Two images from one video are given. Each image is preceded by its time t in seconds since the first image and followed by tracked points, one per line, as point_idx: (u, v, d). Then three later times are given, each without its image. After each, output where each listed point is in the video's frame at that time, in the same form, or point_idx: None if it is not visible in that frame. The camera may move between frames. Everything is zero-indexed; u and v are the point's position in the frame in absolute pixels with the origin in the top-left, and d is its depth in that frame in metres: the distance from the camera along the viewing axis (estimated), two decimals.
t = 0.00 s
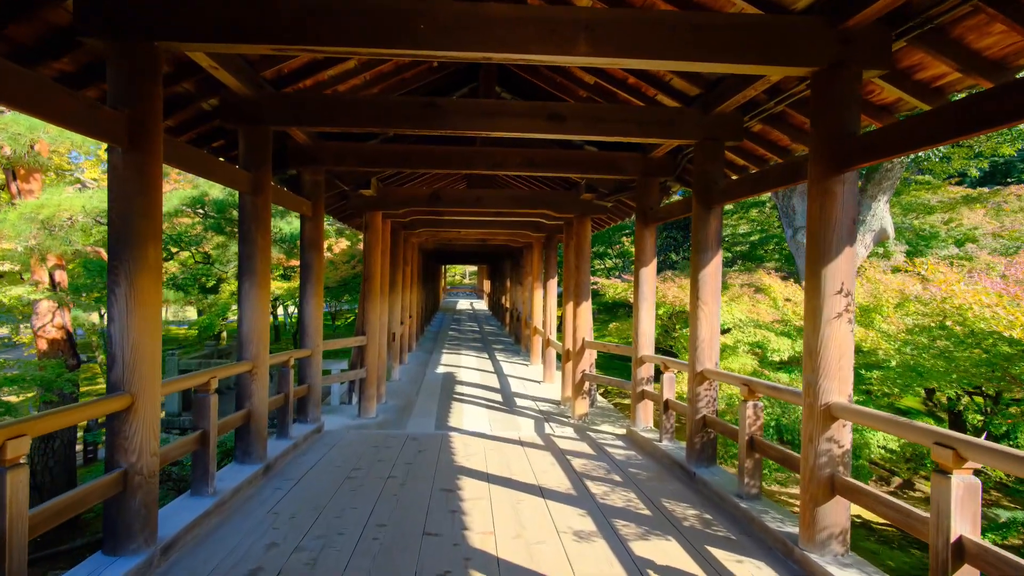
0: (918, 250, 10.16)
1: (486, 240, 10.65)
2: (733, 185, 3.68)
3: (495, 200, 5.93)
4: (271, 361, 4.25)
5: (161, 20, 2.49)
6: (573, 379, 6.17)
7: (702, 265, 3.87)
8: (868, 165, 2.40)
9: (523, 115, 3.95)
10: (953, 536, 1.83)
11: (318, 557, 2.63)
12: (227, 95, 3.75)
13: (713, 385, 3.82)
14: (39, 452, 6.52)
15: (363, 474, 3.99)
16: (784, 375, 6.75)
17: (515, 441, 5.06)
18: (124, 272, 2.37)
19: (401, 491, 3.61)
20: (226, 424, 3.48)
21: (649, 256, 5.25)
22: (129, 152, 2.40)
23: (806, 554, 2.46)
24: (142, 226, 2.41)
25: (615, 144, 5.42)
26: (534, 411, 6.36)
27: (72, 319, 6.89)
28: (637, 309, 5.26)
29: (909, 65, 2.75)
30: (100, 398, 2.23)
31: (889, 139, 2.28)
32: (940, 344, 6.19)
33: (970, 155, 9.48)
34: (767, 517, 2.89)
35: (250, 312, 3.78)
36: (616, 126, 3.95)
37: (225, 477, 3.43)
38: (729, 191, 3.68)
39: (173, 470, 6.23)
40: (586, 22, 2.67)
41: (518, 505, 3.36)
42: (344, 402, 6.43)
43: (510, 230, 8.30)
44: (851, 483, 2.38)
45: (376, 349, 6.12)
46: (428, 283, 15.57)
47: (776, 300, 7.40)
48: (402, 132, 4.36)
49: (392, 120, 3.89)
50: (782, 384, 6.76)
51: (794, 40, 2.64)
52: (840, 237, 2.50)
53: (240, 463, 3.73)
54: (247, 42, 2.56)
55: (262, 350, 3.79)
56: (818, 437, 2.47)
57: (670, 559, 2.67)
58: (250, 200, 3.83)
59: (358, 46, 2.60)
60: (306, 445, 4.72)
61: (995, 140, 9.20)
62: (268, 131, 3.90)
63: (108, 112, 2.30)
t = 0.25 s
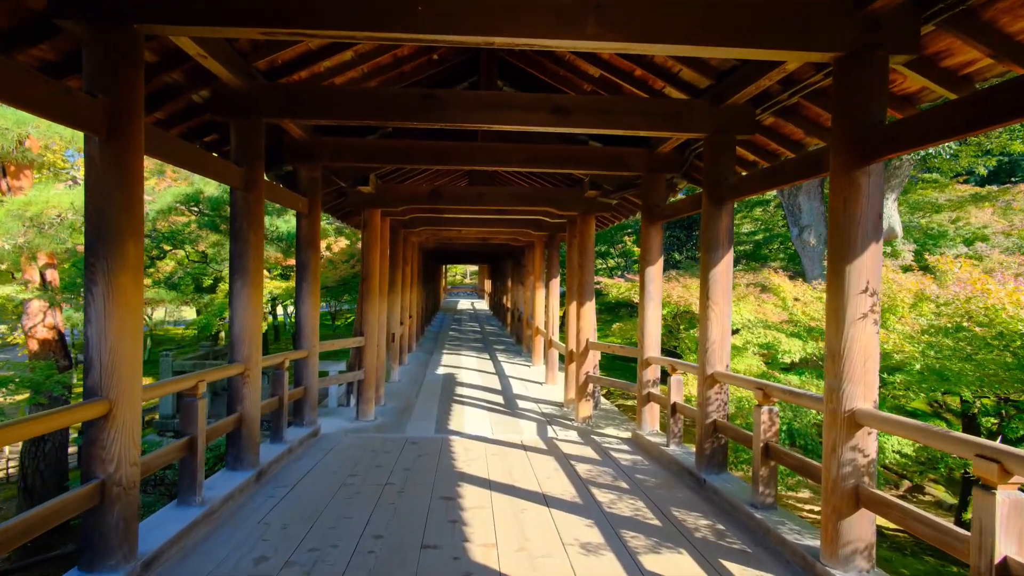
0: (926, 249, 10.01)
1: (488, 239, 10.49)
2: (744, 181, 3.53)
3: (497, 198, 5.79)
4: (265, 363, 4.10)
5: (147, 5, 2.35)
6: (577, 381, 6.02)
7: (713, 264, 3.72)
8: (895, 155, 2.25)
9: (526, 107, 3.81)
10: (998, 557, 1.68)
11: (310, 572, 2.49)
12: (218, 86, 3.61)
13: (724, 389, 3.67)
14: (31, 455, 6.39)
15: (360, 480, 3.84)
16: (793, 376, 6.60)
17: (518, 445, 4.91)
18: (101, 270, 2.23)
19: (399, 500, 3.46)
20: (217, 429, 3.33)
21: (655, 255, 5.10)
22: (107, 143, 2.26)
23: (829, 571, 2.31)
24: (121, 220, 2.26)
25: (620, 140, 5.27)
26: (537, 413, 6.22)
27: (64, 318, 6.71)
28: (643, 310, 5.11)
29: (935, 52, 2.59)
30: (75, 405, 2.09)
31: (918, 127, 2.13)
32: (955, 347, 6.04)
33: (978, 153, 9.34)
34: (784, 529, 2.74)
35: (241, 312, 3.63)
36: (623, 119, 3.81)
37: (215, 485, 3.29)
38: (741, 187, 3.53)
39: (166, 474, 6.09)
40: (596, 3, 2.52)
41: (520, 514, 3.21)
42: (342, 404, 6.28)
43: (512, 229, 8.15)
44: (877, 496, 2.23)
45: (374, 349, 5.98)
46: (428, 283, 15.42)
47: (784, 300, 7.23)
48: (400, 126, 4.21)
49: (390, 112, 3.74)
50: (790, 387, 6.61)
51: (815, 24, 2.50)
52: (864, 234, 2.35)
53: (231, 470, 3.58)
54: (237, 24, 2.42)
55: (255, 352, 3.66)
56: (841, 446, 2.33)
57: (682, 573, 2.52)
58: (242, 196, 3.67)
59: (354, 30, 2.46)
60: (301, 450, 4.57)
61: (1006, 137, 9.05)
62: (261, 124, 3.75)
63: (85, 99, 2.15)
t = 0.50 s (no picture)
0: (937, 248, 9.83)
1: (491, 238, 10.33)
2: (761, 176, 3.36)
3: (501, 194, 5.63)
4: (261, 366, 3.94)
5: None
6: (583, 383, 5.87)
7: (728, 263, 3.55)
8: (934, 145, 2.08)
9: (533, 99, 3.65)
10: None
11: None
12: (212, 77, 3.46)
13: (740, 394, 3.50)
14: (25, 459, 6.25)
15: (359, 488, 3.69)
16: (807, 379, 6.43)
17: (523, 450, 4.75)
18: (79, 268, 2.07)
19: (400, 510, 3.31)
20: (209, 436, 3.17)
21: (665, 254, 4.93)
22: (86, 131, 2.10)
23: None
24: (99, 214, 2.11)
25: (628, 134, 5.11)
26: (542, 417, 6.07)
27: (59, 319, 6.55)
28: (653, 311, 4.94)
29: (972, 34, 2.42)
30: (51, 414, 1.93)
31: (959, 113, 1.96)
32: (979, 348, 5.87)
33: (991, 149, 9.15)
34: (809, 545, 2.58)
35: (235, 314, 3.47)
36: (634, 111, 3.64)
37: (207, 495, 3.13)
38: (758, 182, 3.37)
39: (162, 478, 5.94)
40: None
41: (527, 526, 3.05)
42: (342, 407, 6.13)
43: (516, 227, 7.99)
44: (915, 513, 2.06)
45: (375, 351, 5.83)
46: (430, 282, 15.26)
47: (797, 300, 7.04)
48: (401, 119, 4.05)
49: (391, 104, 3.59)
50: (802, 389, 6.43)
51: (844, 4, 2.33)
52: (899, 230, 2.18)
53: (224, 478, 3.43)
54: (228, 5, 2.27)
55: (249, 355, 3.50)
56: (874, 459, 2.16)
57: None
58: (236, 191, 3.50)
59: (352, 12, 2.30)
60: (299, 455, 4.41)
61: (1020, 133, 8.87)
62: (256, 116, 3.60)
63: (61, 83, 1.99)
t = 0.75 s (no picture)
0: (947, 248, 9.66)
1: (492, 237, 10.18)
2: (777, 172, 3.20)
3: (503, 192, 5.47)
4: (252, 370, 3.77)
5: None
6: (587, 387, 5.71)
7: (740, 263, 3.39)
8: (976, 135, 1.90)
9: (537, 91, 3.48)
10: None
11: None
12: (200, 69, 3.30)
13: (754, 400, 3.34)
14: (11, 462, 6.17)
15: (354, 499, 3.52)
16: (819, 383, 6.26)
17: (526, 457, 4.59)
18: (45, 269, 1.90)
19: (397, 523, 3.14)
20: (195, 446, 3.01)
21: (673, 253, 4.77)
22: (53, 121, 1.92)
23: None
24: (68, 211, 1.94)
25: (635, 130, 4.95)
26: (545, 421, 5.92)
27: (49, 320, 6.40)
28: (660, 313, 4.79)
29: (1010, 18, 2.25)
30: (16, 426, 1.77)
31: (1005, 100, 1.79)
32: (1013, 354, 5.69)
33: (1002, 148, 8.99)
34: (832, 564, 2.42)
35: (223, 316, 3.30)
36: (643, 104, 3.47)
37: (193, 508, 2.97)
38: (774, 178, 3.20)
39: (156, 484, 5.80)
40: None
41: (532, 541, 2.88)
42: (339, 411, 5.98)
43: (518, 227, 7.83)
44: (953, 534, 1.90)
45: (373, 353, 5.67)
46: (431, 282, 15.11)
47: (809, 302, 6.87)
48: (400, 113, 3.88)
49: (388, 97, 3.42)
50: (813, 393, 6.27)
51: None
52: (936, 227, 2.01)
53: (213, 488, 3.26)
54: None
55: (239, 359, 3.34)
56: (909, 475, 2.00)
57: None
58: (226, 187, 3.33)
59: None
60: (294, 462, 4.25)
61: None
62: (247, 109, 3.43)
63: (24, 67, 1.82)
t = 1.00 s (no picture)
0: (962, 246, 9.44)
1: (497, 235, 10.01)
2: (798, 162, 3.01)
3: (508, 187, 5.30)
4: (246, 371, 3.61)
5: None
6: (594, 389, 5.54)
7: (758, 260, 3.22)
8: None
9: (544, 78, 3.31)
10: None
11: None
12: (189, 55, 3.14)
13: (773, 404, 3.17)
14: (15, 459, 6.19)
15: (352, 506, 3.36)
16: (837, 385, 6.08)
17: (531, 462, 4.42)
18: (7, 263, 1.74)
19: (396, 534, 2.97)
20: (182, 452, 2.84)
21: (684, 251, 4.59)
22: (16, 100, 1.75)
23: None
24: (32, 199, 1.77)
25: (645, 122, 4.77)
26: (551, 423, 5.76)
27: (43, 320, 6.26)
28: (671, 312, 4.61)
29: None
30: None
31: None
32: None
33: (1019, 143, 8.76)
34: None
35: (213, 315, 3.13)
36: (656, 92, 3.30)
37: (180, 518, 2.81)
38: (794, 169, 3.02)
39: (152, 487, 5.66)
40: None
41: (539, 554, 2.71)
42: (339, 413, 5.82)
43: (524, 225, 7.66)
44: (1003, 555, 1.72)
45: (374, 353, 5.51)
46: (435, 281, 14.96)
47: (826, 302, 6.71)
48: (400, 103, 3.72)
49: (386, 84, 3.25)
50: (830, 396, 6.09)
51: None
52: (984, 218, 1.82)
53: (202, 496, 3.10)
54: None
55: (230, 360, 3.17)
56: (953, 489, 1.82)
57: None
58: (216, 179, 3.16)
59: None
60: (291, 467, 4.08)
61: None
62: (239, 97, 3.27)
63: None
